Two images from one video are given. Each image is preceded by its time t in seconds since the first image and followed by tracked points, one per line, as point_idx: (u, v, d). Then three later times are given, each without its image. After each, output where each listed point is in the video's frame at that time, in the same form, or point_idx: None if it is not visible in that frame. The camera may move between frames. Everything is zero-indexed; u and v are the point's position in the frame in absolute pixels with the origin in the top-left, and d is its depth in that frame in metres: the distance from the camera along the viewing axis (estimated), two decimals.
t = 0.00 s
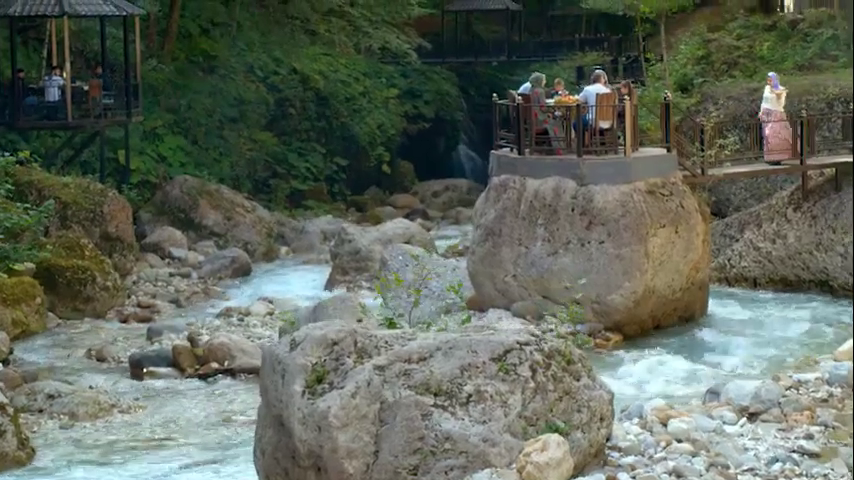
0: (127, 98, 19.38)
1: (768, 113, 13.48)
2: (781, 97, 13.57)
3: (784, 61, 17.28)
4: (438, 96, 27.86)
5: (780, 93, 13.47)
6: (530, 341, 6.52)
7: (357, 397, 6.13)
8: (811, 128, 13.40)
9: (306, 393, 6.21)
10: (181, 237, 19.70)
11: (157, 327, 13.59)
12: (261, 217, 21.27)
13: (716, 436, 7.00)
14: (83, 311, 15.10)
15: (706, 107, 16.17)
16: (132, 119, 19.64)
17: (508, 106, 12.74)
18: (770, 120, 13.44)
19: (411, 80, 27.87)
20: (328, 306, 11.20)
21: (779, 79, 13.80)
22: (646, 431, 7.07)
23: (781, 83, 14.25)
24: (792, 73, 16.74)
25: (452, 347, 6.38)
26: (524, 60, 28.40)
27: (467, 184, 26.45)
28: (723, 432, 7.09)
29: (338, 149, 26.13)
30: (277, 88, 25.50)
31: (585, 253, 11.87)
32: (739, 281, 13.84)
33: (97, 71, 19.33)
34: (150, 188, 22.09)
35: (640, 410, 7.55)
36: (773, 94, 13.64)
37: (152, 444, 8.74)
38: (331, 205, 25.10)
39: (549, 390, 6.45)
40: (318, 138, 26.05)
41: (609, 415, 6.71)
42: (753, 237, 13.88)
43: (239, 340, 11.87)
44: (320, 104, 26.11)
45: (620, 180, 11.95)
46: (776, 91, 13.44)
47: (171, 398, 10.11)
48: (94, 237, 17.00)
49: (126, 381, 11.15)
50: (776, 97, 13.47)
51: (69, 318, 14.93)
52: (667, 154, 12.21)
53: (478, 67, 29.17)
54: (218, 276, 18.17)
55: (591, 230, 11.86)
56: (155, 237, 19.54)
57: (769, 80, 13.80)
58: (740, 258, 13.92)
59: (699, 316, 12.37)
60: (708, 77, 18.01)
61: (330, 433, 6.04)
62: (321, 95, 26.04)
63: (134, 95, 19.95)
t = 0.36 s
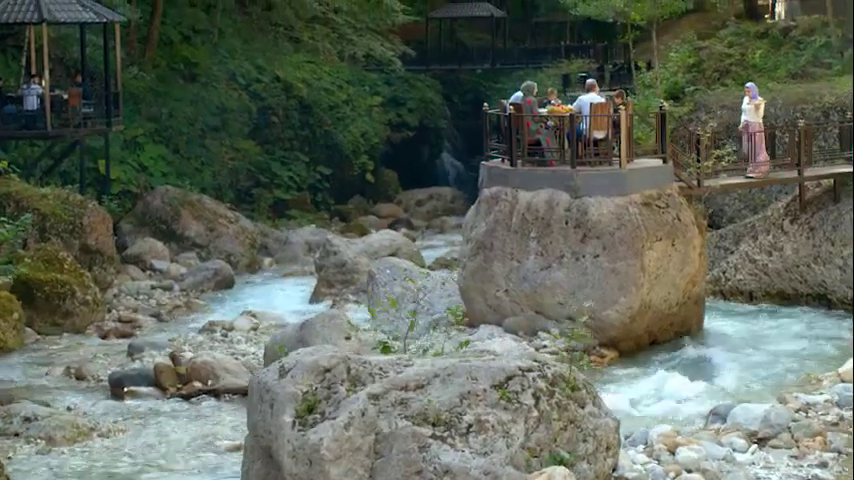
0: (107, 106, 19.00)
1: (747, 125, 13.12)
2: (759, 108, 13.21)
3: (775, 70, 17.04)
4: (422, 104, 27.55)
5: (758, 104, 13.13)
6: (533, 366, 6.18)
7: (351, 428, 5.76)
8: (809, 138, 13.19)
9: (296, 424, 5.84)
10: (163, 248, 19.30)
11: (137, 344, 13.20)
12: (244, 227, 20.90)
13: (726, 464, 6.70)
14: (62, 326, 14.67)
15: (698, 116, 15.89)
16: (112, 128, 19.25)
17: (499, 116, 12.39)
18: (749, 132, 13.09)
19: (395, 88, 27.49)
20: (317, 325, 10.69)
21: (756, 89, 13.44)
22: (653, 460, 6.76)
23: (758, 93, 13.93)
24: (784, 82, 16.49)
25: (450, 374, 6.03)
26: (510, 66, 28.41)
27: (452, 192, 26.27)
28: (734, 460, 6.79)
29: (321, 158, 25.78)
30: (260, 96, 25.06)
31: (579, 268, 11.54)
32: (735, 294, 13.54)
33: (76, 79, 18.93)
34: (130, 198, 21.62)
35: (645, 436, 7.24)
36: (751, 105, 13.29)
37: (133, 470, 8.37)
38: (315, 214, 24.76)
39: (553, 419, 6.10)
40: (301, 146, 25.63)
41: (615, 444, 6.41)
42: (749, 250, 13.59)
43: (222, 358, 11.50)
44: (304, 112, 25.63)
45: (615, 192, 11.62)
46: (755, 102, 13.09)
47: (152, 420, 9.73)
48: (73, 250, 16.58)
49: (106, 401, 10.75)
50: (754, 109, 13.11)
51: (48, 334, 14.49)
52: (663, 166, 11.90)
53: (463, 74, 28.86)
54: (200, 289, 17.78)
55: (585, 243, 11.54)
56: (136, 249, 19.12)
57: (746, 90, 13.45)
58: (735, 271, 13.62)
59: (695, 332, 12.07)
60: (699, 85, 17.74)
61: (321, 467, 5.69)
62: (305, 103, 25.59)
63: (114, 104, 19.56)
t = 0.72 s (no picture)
0: (84, 113, 18.58)
1: (724, 135, 12.95)
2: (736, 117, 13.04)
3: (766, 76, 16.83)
4: (403, 109, 27.22)
5: (734, 113, 12.94)
6: (536, 394, 5.82)
7: (342, 462, 5.37)
8: (804, 147, 12.94)
9: (284, 458, 5.52)
10: (141, 258, 18.90)
11: (115, 359, 12.80)
12: (224, 237, 20.52)
13: None
14: (37, 340, 14.24)
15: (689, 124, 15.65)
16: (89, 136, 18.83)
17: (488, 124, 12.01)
18: (725, 142, 12.92)
19: (376, 93, 27.16)
20: (301, 342, 10.33)
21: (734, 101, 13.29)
22: None
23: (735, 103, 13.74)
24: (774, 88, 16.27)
25: (448, 403, 5.61)
26: (491, 72, 27.92)
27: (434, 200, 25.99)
28: None
29: (302, 165, 25.41)
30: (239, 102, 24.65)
31: (572, 281, 11.20)
32: (728, 306, 13.25)
33: (52, 86, 18.50)
34: (108, 206, 21.17)
35: (650, 464, 6.90)
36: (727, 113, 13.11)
37: None
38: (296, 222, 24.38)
39: (557, 450, 5.75)
40: (281, 153, 25.31)
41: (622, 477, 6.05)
42: (743, 260, 13.32)
43: (203, 376, 11.12)
44: (284, 118, 25.22)
45: (609, 202, 11.28)
46: (730, 110, 12.91)
47: (131, 443, 9.36)
48: (49, 261, 16.16)
49: (82, 422, 10.36)
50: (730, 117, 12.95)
51: (22, 348, 14.06)
52: (657, 175, 11.56)
53: (444, 80, 28.56)
54: (180, 300, 17.39)
55: (578, 255, 11.20)
56: (113, 259, 18.71)
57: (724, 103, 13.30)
58: (728, 282, 13.34)
59: (691, 345, 11.74)
60: (688, 92, 17.54)
61: None
62: (285, 108, 25.16)
63: (91, 111, 19.13)
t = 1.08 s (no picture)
0: (57, 119, 18.12)
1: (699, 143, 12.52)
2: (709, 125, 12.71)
3: (753, 81, 16.59)
4: (382, 114, 26.84)
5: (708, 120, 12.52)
6: (536, 425, 5.41)
7: None
8: (797, 154, 12.66)
9: None
10: (116, 267, 18.46)
11: (88, 375, 12.38)
12: (200, 245, 20.10)
13: None
14: (8, 354, 13.79)
15: (676, 130, 15.37)
16: (62, 142, 18.38)
17: (473, 131, 11.74)
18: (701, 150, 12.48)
19: (355, 98, 26.80)
20: (282, 358, 9.94)
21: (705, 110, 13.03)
22: None
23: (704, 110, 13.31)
24: (762, 93, 16.02)
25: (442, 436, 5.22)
26: (469, 76, 27.80)
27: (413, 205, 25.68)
28: None
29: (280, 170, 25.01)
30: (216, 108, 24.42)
31: (561, 293, 10.86)
32: (718, 317, 12.95)
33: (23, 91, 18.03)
34: (82, 214, 20.68)
35: None
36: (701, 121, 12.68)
37: None
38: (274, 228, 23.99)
39: None
40: (258, 158, 25.04)
41: None
42: (734, 270, 13.04)
43: (180, 394, 10.72)
44: (261, 123, 25.05)
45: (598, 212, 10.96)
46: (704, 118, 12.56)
47: (105, 467, 8.96)
48: (21, 271, 15.68)
49: (54, 443, 9.95)
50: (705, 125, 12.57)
51: None
52: (648, 184, 11.26)
53: (422, 84, 28.17)
54: (156, 311, 16.97)
55: (567, 267, 10.86)
56: (88, 268, 18.28)
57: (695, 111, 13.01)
58: (719, 292, 13.05)
59: (682, 359, 11.43)
60: (675, 97, 17.28)
61: None
62: (262, 113, 25.03)
63: (64, 116, 18.66)
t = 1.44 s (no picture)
0: (28, 125, 17.64)
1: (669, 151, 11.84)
2: (681, 134, 12.42)
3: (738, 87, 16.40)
4: (357, 118, 26.52)
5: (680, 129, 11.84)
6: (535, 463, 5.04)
7: None
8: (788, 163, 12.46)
9: None
10: (88, 277, 18.03)
11: (58, 392, 11.95)
12: (174, 254, 19.67)
13: None
14: None
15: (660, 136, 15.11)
16: (33, 149, 17.91)
17: (456, 140, 11.44)
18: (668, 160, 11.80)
19: (331, 101, 26.42)
20: (259, 378, 9.55)
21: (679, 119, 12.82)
22: None
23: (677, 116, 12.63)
24: (748, 98, 15.74)
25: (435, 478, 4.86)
26: (446, 79, 27.28)
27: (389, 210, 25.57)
28: None
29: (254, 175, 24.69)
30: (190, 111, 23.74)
31: (548, 308, 10.51)
32: (706, 330, 12.69)
33: None
34: (53, 221, 20.17)
35: None
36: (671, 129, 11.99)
37: None
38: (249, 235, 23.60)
39: None
40: (233, 163, 24.58)
41: None
42: (722, 281, 12.82)
43: (154, 413, 10.33)
44: (236, 127, 24.54)
45: (586, 224, 10.60)
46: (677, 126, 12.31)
47: None
48: None
49: (23, 467, 9.53)
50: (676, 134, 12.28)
51: None
52: (638, 195, 10.95)
53: (399, 87, 27.63)
54: (129, 322, 16.53)
55: (554, 281, 10.50)
56: (59, 278, 17.83)
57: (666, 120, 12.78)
58: (706, 305, 12.79)
59: (672, 375, 11.15)
60: (659, 102, 17.06)
61: None
62: (237, 117, 24.47)
63: (35, 123, 18.19)
